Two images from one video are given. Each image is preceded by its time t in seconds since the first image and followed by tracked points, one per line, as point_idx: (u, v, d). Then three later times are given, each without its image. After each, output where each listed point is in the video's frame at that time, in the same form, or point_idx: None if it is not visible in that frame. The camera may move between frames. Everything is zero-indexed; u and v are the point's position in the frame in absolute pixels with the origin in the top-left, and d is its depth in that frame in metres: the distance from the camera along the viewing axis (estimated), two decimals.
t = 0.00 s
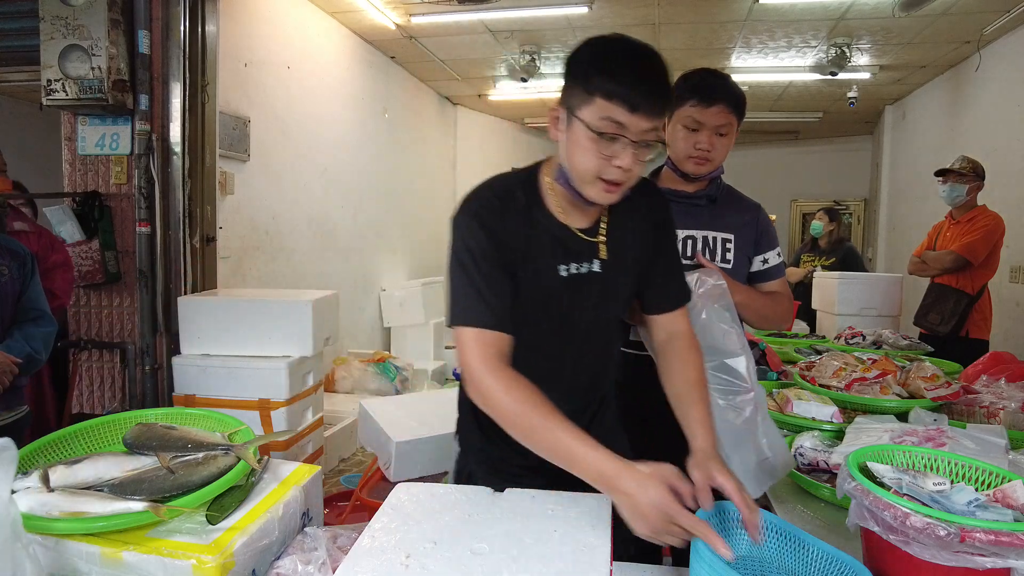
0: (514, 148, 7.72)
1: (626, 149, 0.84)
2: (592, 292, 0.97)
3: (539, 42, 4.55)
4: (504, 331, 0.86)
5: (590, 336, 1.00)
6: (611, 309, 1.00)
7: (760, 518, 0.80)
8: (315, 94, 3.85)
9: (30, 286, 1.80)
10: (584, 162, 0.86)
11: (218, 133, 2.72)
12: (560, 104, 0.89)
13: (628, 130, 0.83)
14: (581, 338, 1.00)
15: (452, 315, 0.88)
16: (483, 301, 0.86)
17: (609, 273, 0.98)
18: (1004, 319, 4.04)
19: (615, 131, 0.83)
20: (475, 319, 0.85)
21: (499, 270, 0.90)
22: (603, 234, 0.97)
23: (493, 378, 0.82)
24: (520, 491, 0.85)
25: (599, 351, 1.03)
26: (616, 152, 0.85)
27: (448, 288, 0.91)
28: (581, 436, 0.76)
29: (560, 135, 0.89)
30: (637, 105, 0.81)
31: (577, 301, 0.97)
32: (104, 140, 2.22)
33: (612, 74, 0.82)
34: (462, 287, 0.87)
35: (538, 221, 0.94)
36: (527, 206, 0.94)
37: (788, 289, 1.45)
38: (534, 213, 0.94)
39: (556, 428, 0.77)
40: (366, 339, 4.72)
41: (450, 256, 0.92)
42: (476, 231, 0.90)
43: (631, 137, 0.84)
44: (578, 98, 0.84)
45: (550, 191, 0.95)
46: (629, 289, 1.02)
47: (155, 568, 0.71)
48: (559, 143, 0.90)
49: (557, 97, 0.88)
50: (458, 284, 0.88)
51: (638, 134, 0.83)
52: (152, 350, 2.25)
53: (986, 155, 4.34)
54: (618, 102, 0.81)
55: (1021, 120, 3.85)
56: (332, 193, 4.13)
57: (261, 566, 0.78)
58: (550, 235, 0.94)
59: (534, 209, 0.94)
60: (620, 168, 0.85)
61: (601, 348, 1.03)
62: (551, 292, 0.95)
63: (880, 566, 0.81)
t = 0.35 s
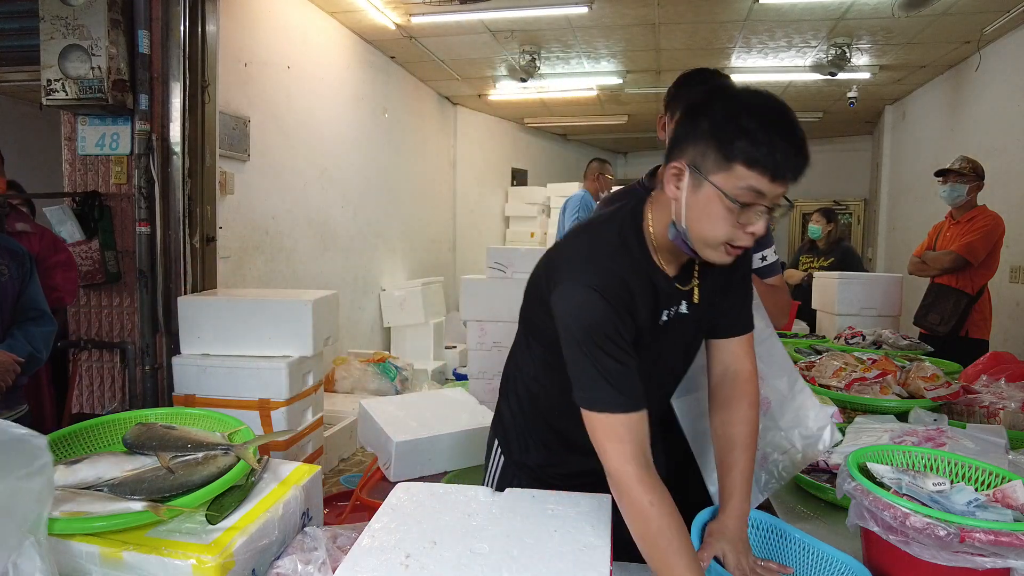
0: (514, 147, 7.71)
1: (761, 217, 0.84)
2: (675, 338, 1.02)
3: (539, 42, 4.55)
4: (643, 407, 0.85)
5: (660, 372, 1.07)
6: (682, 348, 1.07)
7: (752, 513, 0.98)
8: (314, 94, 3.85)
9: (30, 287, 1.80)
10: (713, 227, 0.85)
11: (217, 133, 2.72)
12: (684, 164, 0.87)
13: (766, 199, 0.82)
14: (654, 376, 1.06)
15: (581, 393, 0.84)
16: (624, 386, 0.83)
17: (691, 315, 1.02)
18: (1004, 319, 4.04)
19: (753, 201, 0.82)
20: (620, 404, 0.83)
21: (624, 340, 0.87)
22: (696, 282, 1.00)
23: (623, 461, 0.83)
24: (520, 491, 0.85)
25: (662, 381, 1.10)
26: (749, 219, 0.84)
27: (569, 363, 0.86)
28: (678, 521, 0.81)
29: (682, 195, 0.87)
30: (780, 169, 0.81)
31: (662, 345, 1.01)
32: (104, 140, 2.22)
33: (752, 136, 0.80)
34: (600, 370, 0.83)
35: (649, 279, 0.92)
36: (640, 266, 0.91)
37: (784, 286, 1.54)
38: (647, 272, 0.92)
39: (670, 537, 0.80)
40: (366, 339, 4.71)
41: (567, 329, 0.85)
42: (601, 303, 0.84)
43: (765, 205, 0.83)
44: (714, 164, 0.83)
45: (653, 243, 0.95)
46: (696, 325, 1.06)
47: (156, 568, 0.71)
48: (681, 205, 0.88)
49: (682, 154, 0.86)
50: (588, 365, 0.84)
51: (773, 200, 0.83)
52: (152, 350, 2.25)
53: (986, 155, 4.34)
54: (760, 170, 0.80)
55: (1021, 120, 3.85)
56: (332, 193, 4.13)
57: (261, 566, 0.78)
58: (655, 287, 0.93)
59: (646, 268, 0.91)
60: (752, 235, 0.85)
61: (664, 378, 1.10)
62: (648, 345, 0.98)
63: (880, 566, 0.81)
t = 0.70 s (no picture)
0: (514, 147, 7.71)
1: (755, 232, 0.84)
2: (672, 342, 1.02)
3: (539, 42, 4.55)
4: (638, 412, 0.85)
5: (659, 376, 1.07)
6: (681, 351, 1.07)
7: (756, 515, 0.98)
8: (314, 94, 3.85)
9: (24, 285, 1.80)
10: (706, 236, 0.86)
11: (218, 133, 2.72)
12: (682, 169, 0.87)
13: (761, 214, 0.83)
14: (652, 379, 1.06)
15: (575, 398, 0.85)
16: (618, 392, 0.83)
17: (688, 322, 1.02)
18: (1004, 320, 4.04)
19: (746, 215, 0.83)
20: (614, 409, 0.82)
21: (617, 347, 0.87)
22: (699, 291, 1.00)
23: (615, 468, 0.82)
24: (520, 491, 0.85)
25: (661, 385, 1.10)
26: (743, 233, 0.85)
27: (564, 368, 0.86)
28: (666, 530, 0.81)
29: (678, 201, 0.87)
30: (778, 184, 0.81)
31: (661, 350, 1.01)
32: (104, 140, 2.22)
33: (751, 148, 0.80)
34: (593, 377, 0.83)
35: (646, 287, 0.92)
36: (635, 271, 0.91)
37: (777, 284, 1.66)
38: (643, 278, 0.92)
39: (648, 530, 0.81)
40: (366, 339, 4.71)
41: (561, 335, 0.85)
42: (596, 310, 0.85)
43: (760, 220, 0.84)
44: (710, 173, 0.83)
45: (655, 255, 0.95)
46: (693, 334, 1.06)
47: (156, 568, 0.71)
48: (676, 210, 0.88)
49: (681, 159, 0.86)
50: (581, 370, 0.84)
51: (768, 216, 0.84)
52: (153, 350, 2.25)
53: (986, 155, 4.34)
54: (757, 184, 0.80)
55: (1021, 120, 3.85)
56: (332, 193, 4.13)
57: (261, 566, 0.78)
58: (653, 295, 0.93)
59: (644, 276, 0.92)
60: (744, 249, 0.85)
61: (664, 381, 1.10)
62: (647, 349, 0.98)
63: (880, 566, 0.81)
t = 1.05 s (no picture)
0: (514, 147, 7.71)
1: (711, 244, 0.82)
2: (656, 347, 1.03)
3: (539, 42, 4.55)
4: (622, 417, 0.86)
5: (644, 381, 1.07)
6: (665, 356, 1.07)
7: (738, 498, 1.03)
8: (314, 94, 3.85)
9: (17, 284, 1.79)
10: (663, 252, 0.85)
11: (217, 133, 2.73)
12: (637, 187, 0.87)
13: (713, 226, 0.81)
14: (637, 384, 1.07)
15: (556, 407, 0.85)
16: (600, 400, 0.84)
17: (671, 328, 1.03)
18: (1004, 319, 4.04)
19: (697, 228, 0.81)
20: (595, 416, 0.83)
21: (596, 356, 0.87)
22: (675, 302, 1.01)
23: (601, 471, 0.82)
24: (520, 491, 0.85)
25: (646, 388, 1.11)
26: (699, 246, 0.83)
27: (545, 378, 0.87)
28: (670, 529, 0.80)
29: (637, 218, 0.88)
30: (726, 195, 0.78)
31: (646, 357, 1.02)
32: (104, 140, 2.22)
33: (694, 161, 0.78)
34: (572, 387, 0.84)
35: (623, 295, 0.92)
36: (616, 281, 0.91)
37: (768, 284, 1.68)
38: (625, 286, 0.92)
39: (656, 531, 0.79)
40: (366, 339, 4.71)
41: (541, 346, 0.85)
42: (572, 321, 0.85)
43: (715, 231, 0.81)
44: (658, 190, 0.82)
45: (628, 272, 0.92)
46: (674, 337, 1.06)
47: (156, 568, 0.71)
48: (638, 227, 0.89)
49: (634, 178, 0.87)
50: (561, 381, 0.84)
51: (724, 227, 0.81)
52: (152, 350, 2.25)
53: (986, 155, 4.34)
54: (704, 197, 0.78)
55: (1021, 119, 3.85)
56: (332, 193, 4.12)
57: (261, 565, 0.78)
58: (630, 305, 0.93)
59: (620, 285, 0.91)
60: (703, 261, 0.83)
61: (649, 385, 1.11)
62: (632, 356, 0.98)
63: (880, 566, 0.81)
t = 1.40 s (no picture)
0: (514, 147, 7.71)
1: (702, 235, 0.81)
2: (655, 347, 1.02)
3: (539, 42, 4.55)
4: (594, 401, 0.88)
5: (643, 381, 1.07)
6: (665, 357, 1.06)
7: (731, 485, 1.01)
8: (314, 94, 3.85)
9: (18, 284, 1.78)
10: (656, 243, 0.85)
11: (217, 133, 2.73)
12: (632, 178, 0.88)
13: (705, 216, 0.80)
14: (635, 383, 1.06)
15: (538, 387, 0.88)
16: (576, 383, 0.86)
17: (670, 328, 1.02)
18: (1004, 319, 4.04)
19: (689, 217, 0.81)
20: (566, 398, 0.86)
21: (579, 341, 0.89)
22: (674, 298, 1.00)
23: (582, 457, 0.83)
24: (519, 492, 0.85)
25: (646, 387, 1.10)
26: (691, 237, 0.82)
27: (528, 356, 0.89)
28: (644, 505, 0.78)
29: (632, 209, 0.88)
30: (721, 187, 0.77)
31: (644, 356, 1.01)
32: (104, 140, 2.22)
33: (683, 150, 0.77)
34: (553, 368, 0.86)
35: (616, 288, 0.92)
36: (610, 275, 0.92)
37: (767, 283, 1.69)
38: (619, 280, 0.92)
39: (624, 502, 0.78)
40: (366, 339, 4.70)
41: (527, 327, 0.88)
42: (558, 303, 0.87)
43: (706, 222, 0.81)
44: (650, 180, 0.82)
45: (625, 265, 0.93)
46: (675, 339, 1.04)
47: (155, 568, 0.71)
48: (633, 219, 0.89)
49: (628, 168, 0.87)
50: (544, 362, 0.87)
51: (716, 219, 0.80)
52: (152, 349, 2.25)
53: (986, 155, 4.34)
54: (694, 186, 0.78)
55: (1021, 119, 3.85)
56: (331, 193, 4.12)
57: (261, 566, 0.78)
58: (623, 301, 0.93)
59: (613, 279, 0.92)
60: (695, 253, 0.83)
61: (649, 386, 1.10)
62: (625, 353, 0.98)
63: (880, 566, 0.81)
